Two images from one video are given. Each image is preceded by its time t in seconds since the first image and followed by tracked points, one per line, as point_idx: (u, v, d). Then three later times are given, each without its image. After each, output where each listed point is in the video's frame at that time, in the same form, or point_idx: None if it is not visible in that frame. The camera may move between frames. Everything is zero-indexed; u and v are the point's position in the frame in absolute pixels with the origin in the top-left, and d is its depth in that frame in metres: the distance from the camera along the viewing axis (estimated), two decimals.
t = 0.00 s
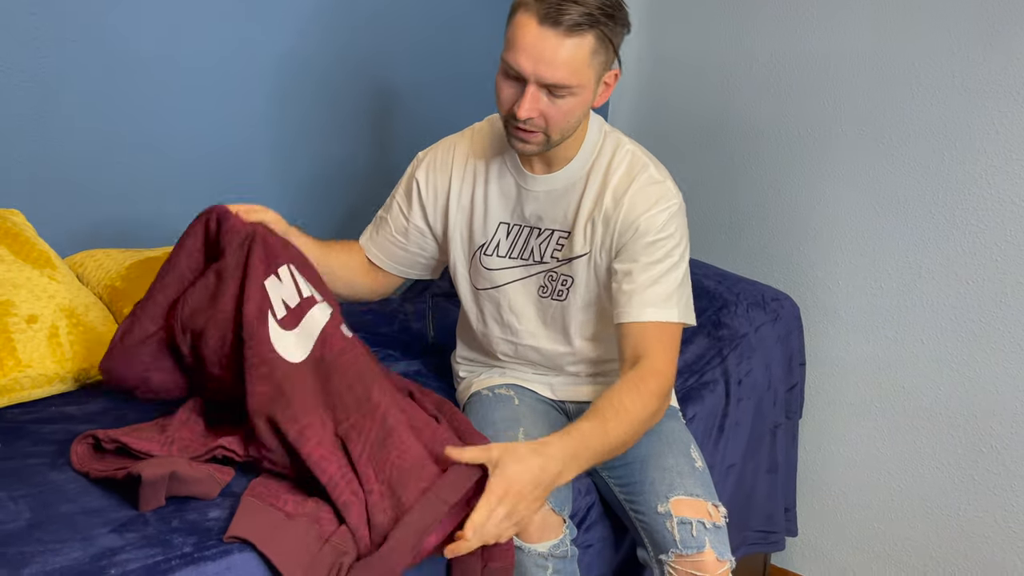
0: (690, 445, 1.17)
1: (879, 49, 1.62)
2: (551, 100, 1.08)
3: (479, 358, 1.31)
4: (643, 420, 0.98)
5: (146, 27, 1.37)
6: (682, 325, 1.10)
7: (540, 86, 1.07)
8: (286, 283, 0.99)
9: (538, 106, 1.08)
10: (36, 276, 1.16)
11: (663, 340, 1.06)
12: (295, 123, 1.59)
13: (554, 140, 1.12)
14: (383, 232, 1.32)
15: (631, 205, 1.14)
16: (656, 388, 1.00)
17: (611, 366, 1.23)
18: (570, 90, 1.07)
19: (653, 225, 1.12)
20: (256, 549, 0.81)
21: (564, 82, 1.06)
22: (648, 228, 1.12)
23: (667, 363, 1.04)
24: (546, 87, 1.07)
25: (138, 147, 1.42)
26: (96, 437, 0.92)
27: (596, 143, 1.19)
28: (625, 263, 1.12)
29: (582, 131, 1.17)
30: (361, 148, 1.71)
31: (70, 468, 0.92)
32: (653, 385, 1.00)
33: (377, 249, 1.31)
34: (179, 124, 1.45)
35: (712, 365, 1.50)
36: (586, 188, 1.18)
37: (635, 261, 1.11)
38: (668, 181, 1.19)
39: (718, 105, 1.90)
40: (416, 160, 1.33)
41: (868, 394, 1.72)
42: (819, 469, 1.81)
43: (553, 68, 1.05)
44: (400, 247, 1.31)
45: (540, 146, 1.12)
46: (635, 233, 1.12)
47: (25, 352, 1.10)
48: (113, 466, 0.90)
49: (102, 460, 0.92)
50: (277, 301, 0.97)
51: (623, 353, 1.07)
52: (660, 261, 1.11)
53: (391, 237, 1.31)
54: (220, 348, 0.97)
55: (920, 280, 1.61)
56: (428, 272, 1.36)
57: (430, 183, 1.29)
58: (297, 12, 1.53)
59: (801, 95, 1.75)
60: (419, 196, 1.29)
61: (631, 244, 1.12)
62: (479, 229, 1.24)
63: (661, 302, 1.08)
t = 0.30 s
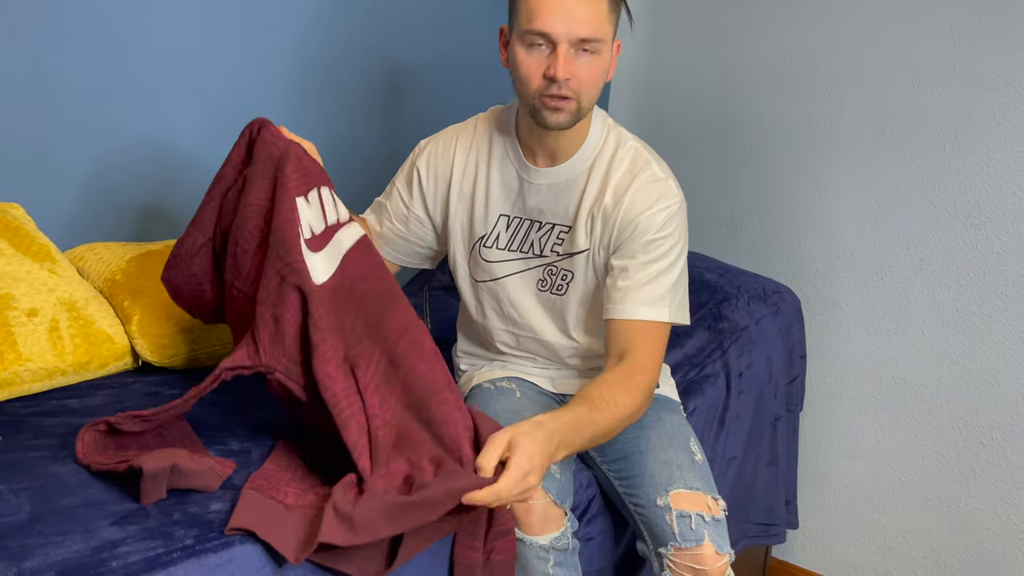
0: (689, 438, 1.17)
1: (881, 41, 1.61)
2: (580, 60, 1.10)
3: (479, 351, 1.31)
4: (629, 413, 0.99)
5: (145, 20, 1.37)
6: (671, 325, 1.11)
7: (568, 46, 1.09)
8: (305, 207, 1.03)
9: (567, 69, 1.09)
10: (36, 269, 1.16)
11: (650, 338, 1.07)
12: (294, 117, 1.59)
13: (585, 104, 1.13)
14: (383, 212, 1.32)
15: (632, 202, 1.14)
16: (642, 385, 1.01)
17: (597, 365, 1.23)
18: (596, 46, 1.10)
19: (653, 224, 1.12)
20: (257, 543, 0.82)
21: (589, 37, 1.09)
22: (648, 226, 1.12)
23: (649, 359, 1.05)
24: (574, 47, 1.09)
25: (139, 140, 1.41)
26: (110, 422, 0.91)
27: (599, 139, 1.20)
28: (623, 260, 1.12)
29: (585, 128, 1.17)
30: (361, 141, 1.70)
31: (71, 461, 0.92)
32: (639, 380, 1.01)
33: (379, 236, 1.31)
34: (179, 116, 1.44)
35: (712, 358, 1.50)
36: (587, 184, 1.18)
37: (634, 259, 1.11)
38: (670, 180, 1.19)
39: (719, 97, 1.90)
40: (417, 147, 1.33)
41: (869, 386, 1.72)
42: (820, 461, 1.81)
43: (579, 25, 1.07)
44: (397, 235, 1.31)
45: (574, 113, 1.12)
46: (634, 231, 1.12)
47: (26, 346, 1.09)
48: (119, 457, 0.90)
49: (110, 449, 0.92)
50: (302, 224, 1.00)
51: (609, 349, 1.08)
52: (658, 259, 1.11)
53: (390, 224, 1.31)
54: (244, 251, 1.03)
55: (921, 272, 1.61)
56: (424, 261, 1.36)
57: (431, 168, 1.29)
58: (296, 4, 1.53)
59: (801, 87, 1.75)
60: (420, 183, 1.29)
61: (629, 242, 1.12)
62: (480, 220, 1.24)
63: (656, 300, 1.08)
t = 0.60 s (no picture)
0: (678, 428, 1.17)
1: (882, 32, 1.61)
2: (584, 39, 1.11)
3: (480, 343, 1.30)
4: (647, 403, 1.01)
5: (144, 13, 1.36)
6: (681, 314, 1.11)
7: (572, 24, 1.11)
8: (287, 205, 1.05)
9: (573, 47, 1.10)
10: (36, 263, 1.16)
11: (662, 329, 1.07)
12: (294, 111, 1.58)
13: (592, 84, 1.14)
14: (386, 209, 1.32)
15: (641, 192, 1.14)
16: (659, 375, 1.03)
17: (606, 354, 1.22)
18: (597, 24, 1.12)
19: (663, 213, 1.13)
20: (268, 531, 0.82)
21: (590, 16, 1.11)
22: (657, 215, 1.12)
23: (664, 346, 1.06)
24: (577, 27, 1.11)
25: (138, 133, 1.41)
26: (108, 419, 0.91)
27: (606, 130, 1.20)
28: (632, 248, 1.12)
29: (592, 118, 1.17)
30: (359, 133, 1.70)
31: (72, 454, 0.92)
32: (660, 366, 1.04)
33: (384, 231, 1.32)
34: (178, 109, 1.44)
35: (713, 350, 1.50)
36: (594, 174, 1.18)
37: (643, 247, 1.11)
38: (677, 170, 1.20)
39: (719, 89, 1.90)
40: (421, 139, 1.33)
41: (869, 378, 1.72)
42: (819, 454, 1.81)
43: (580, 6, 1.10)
44: (401, 229, 1.31)
45: (586, 92, 1.13)
46: (643, 221, 1.12)
47: (26, 339, 1.09)
48: (119, 449, 0.90)
49: (109, 442, 0.92)
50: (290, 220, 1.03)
51: (622, 333, 1.08)
52: (667, 248, 1.11)
53: (394, 218, 1.31)
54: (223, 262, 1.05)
55: (921, 263, 1.61)
56: (430, 257, 1.36)
57: (436, 161, 1.28)
58: None
59: (803, 78, 1.74)
60: (424, 175, 1.29)
61: (638, 231, 1.12)
62: (484, 212, 1.24)
63: (664, 288, 1.08)
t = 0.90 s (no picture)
0: (685, 412, 1.17)
1: (881, 10, 1.60)
2: (563, 43, 1.04)
3: (480, 325, 1.31)
4: (629, 402, 0.97)
5: None
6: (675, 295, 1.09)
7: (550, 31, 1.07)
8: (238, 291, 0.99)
9: (552, 64, 1.04)
10: (34, 245, 1.15)
11: (652, 307, 1.04)
12: (291, 93, 1.58)
13: (576, 81, 1.10)
14: (383, 192, 1.32)
15: (630, 178, 1.12)
16: (630, 379, 0.97)
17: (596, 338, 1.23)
18: (573, 17, 1.04)
19: (651, 197, 1.10)
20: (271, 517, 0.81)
21: (563, 16, 1.03)
22: (645, 201, 1.10)
23: (652, 336, 1.02)
24: (552, 37, 1.03)
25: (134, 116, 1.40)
26: (112, 403, 0.91)
27: (601, 113, 1.17)
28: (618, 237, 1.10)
29: (586, 103, 1.15)
30: (356, 115, 1.69)
31: (73, 436, 0.92)
32: (633, 363, 0.98)
33: (382, 209, 1.32)
34: (174, 91, 1.43)
35: (713, 331, 1.50)
36: (589, 159, 1.16)
37: (630, 231, 1.09)
38: (671, 154, 1.18)
39: (717, 69, 1.89)
40: (422, 118, 1.32)
41: (869, 359, 1.72)
42: (819, 435, 1.82)
43: (548, 16, 1.02)
44: (399, 208, 1.31)
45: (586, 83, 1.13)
46: (632, 204, 1.11)
47: (25, 322, 1.09)
48: (121, 432, 0.89)
49: (111, 425, 0.91)
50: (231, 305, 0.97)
51: (609, 321, 1.05)
52: (655, 233, 1.09)
53: (393, 197, 1.31)
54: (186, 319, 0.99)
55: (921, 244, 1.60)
56: (430, 236, 1.36)
57: (433, 142, 1.28)
58: None
59: (803, 57, 1.73)
60: (422, 156, 1.29)
61: (628, 215, 1.11)
62: (481, 197, 1.23)
63: (651, 267, 1.06)
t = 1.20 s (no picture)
0: (684, 418, 1.17)
1: (880, 15, 1.60)
2: (565, 46, 1.05)
3: (479, 330, 1.31)
4: (643, 422, 0.99)
5: None
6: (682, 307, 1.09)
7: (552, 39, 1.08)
8: (233, 316, 1.00)
9: (555, 67, 1.05)
10: (35, 250, 1.16)
11: (663, 322, 1.05)
12: (291, 97, 1.58)
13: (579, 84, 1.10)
14: (385, 204, 1.33)
15: (634, 189, 1.12)
16: (645, 399, 0.99)
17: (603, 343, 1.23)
18: (573, 20, 1.05)
19: (656, 209, 1.11)
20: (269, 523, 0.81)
21: (563, 18, 1.04)
22: (649, 213, 1.10)
23: (665, 355, 1.03)
24: (554, 40, 1.04)
25: (134, 120, 1.41)
26: (112, 408, 0.90)
27: (602, 122, 1.17)
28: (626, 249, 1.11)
29: (586, 111, 1.15)
30: (356, 119, 1.70)
31: (73, 441, 0.92)
32: (650, 381, 1.00)
33: (384, 220, 1.33)
34: (175, 95, 1.44)
35: (713, 336, 1.50)
36: (590, 168, 1.17)
37: (637, 245, 1.10)
38: (674, 162, 1.18)
39: (717, 73, 1.89)
40: (421, 127, 1.33)
41: (869, 363, 1.72)
42: (818, 440, 1.82)
43: (549, 18, 1.03)
44: (402, 219, 1.31)
45: (590, 86, 1.14)
46: (637, 217, 1.11)
47: (25, 326, 1.10)
48: (121, 437, 0.89)
49: (111, 430, 0.91)
50: (228, 329, 0.98)
51: (622, 337, 1.07)
52: (661, 245, 1.09)
53: (396, 208, 1.31)
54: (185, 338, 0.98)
55: (921, 250, 1.61)
56: (431, 247, 1.37)
57: (433, 151, 1.29)
58: None
59: (802, 62, 1.73)
60: (423, 165, 1.29)
61: (633, 227, 1.11)
62: (481, 205, 1.23)
63: (660, 282, 1.06)
